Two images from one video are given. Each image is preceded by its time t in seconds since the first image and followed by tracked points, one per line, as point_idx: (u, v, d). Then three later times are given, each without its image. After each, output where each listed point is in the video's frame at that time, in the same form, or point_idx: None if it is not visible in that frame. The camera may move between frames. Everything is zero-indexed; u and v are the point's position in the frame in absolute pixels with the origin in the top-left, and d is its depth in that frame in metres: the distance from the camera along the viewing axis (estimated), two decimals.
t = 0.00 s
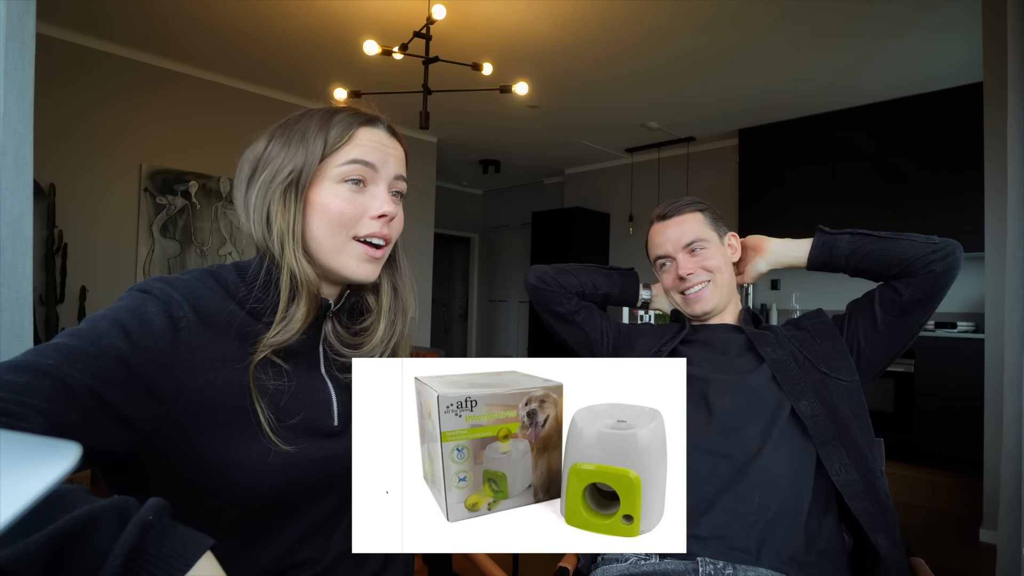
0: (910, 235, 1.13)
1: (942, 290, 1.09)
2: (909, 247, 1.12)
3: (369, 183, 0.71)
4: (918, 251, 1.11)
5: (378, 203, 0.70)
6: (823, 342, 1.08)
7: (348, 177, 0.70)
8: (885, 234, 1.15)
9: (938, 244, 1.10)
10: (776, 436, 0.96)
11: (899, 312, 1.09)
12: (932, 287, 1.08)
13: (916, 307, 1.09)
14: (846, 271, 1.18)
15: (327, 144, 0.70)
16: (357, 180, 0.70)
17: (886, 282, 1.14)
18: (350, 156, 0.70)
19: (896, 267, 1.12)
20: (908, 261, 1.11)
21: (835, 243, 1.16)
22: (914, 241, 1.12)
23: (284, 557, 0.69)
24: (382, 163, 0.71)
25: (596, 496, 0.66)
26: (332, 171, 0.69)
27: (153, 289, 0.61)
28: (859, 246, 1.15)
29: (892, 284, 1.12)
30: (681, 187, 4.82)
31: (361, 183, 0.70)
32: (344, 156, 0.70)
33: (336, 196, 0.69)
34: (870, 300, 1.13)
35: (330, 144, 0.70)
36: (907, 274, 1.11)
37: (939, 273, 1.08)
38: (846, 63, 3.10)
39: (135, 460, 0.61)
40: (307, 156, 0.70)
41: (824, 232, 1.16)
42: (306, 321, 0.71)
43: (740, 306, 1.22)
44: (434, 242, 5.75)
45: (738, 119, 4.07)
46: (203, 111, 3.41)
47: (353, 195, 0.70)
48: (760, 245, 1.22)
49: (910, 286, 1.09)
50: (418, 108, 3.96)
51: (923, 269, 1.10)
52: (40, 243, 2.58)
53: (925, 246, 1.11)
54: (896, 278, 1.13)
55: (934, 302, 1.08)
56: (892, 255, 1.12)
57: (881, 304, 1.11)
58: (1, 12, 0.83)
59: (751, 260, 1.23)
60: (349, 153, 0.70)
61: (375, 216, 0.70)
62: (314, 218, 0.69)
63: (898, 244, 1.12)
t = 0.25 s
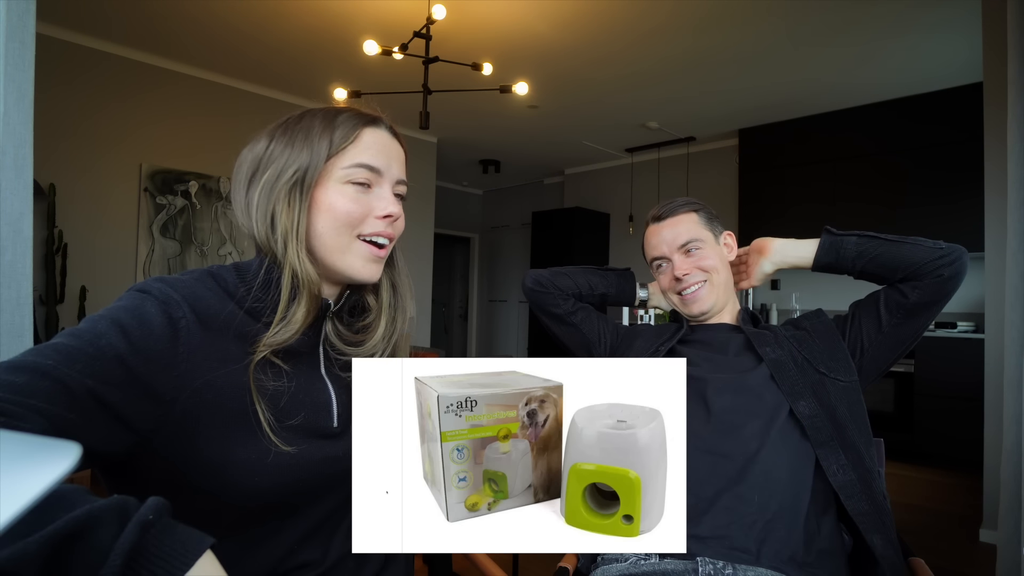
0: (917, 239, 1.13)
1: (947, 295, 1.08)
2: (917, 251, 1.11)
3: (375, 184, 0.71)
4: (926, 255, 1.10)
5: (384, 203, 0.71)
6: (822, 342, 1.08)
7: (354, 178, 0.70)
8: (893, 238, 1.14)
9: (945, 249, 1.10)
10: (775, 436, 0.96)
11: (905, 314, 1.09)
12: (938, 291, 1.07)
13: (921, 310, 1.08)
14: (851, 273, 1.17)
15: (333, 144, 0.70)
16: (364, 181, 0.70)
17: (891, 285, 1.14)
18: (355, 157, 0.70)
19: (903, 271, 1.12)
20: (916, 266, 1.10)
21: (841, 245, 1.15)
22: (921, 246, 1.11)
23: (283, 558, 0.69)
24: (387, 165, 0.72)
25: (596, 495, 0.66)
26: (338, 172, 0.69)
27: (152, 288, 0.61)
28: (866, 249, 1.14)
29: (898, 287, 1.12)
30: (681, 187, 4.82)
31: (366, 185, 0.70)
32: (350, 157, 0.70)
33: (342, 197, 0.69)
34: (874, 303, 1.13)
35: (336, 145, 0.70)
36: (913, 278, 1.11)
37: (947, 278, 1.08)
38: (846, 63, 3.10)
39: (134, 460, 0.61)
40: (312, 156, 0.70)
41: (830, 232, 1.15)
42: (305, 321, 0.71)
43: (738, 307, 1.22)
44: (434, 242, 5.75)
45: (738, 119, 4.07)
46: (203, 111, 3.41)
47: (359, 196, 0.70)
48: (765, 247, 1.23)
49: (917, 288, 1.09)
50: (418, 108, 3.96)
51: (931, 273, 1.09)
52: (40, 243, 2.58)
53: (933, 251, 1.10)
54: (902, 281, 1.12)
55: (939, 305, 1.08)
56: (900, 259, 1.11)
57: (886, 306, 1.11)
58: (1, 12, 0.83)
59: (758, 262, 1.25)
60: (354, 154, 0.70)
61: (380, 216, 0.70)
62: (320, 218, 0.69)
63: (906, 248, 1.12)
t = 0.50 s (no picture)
0: (910, 239, 1.13)
1: (943, 290, 1.08)
2: (910, 251, 1.11)
3: (399, 190, 0.75)
4: (920, 254, 1.10)
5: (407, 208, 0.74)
6: (822, 342, 1.08)
7: (386, 185, 0.72)
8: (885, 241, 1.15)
9: (938, 247, 1.10)
10: (775, 436, 0.96)
11: (901, 312, 1.09)
12: (934, 289, 1.07)
13: (918, 307, 1.08)
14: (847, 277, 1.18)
15: (367, 151, 0.71)
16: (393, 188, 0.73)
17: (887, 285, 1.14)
18: (386, 165, 0.72)
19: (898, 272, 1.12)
20: (911, 265, 1.10)
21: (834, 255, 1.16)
22: (914, 245, 1.12)
23: (284, 558, 0.69)
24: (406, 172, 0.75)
25: (596, 495, 0.66)
26: (375, 178, 0.71)
27: (151, 289, 0.62)
28: (859, 252, 1.15)
29: (894, 285, 1.12)
30: (681, 187, 4.82)
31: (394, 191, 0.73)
32: (383, 165, 0.72)
33: (379, 203, 0.71)
34: (870, 303, 1.13)
35: (370, 152, 0.71)
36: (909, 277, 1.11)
37: (942, 275, 1.07)
38: (846, 63, 3.10)
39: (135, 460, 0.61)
40: (350, 162, 0.69)
41: (820, 246, 1.16)
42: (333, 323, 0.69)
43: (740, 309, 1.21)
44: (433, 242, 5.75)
45: (738, 119, 4.07)
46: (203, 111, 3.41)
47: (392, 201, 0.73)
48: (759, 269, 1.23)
49: (912, 286, 1.09)
50: (417, 108, 3.96)
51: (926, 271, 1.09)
52: (40, 243, 2.58)
53: (927, 249, 1.10)
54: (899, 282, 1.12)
55: (936, 302, 1.08)
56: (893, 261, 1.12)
57: (882, 305, 1.11)
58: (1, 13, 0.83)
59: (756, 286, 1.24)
60: (386, 162, 0.72)
61: (407, 219, 0.74)
62: (358, 223, 0.70)
63: (899, 249, 1.12)
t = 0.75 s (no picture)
0: (889, 232, 1.13)
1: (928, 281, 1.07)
2: (890, 245, 1.11)
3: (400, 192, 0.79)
4: (899, 249, 1.10)
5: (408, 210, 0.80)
6: (820, 340, 1.08)
7: (391, 189, 0.77)
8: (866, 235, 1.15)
9: (919, 237, 1.10)
10: (774, 435, 0.96)
11: (888, 306, 1.09)
12: (917, 281, 1.07)
13: (904, 300, 1.08)
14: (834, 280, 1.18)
15: (374, 155, 0.75)
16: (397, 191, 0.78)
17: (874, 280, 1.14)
18: (391, 168, 0.77)
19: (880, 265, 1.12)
20: (893, 260, 1.10)
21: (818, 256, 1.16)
22: (895, 239, 1.12)
23: (282, 559, 0.69)
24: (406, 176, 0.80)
25: (596, 495, 0.66)
26: (382, 181, 0.75)
27: (150, 289, 0.61)
28: (841, 255, 1.15)
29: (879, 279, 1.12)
30: (681, 187, 4.82)
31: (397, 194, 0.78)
32: (389, 169, 0.76)
33: (385, 205, 0.75)
34: (858, 297, 1.14)
35: (377, 156, 0.75)
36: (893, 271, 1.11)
37: (924, 266, 1.07)
38: (846, 63, 3.10)
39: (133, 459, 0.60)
40: (360, 167, 0.73)
41: (804, 248, 1.17)
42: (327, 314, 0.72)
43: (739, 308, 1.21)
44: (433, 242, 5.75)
45: (738, 119, 4.07)
46: (203, 111, 3.41)
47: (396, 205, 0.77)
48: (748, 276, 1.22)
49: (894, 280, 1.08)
50: (417, 108, 3.95)
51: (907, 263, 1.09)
52: (40, 243, 2.58)
53: (907, 241, 1.10)
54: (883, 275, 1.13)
55: (921, 293, 1.07)
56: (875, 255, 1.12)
57: (869, 301, 1.11)
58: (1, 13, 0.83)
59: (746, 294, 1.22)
60: (392, 165, 0.77)
61: (407, 220, 0.79)
62: (366, 224, 0.74)
63: (879, 246, 1.12)
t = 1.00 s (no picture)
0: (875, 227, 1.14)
1: (914, 274, 1.07)
2: (876, 239, 1.12)
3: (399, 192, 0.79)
4: (885, 245, 1.11)
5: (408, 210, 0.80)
6: (817, 339, 1.08)
7: (390, 189, 0.77)
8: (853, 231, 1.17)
9: (904, 230, 1.10)
10: (774, 435, 0.96)
11: (878, 301, 1.09)
12: (904, 274, 1.07)
13: (892, 294, 1.08)
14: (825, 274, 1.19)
15: (374, 155, 0.75)
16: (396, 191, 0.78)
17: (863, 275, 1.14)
18: (390, 169, 0.77)
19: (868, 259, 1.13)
20: (879, 254, 1.11)
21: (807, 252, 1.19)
22: (880, 234, 1.13)
23: (281, 558, 0.69)
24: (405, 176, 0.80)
25: (596, 496, 0.66)
26: (381, 180, 0.75)
27: (149, 288, 0.61)
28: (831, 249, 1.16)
29: (867, 275, 1.12)
30: (681, 187, 4.82)
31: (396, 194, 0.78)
32: (389, 169, 0.76)
33: (385, 206, 0.75)
34: (848, 297, 1.14)
35: (377, 156, 0.75)
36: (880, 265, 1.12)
37: (910, 257, 1.08)
38: (846, 63, 3.10)
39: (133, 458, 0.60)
40: (359, 166, 0.73)
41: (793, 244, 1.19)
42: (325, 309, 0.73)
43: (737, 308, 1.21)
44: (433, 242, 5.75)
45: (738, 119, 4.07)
46: (203, 111, 3.41)
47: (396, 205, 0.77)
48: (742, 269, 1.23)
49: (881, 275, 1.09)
50: (417, 108, 3.95)
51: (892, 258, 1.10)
52: (40, 243, 2.58)
53: (893, 235, 1.11)
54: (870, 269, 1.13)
55: (911, 286, 1.08)
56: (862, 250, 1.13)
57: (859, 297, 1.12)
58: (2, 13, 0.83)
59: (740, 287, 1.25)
60: (391, 165, 0.77)
61: (406, 220, 0.79)
62: (366, 224, 0.74)
63: (865, 240, 1.13)
